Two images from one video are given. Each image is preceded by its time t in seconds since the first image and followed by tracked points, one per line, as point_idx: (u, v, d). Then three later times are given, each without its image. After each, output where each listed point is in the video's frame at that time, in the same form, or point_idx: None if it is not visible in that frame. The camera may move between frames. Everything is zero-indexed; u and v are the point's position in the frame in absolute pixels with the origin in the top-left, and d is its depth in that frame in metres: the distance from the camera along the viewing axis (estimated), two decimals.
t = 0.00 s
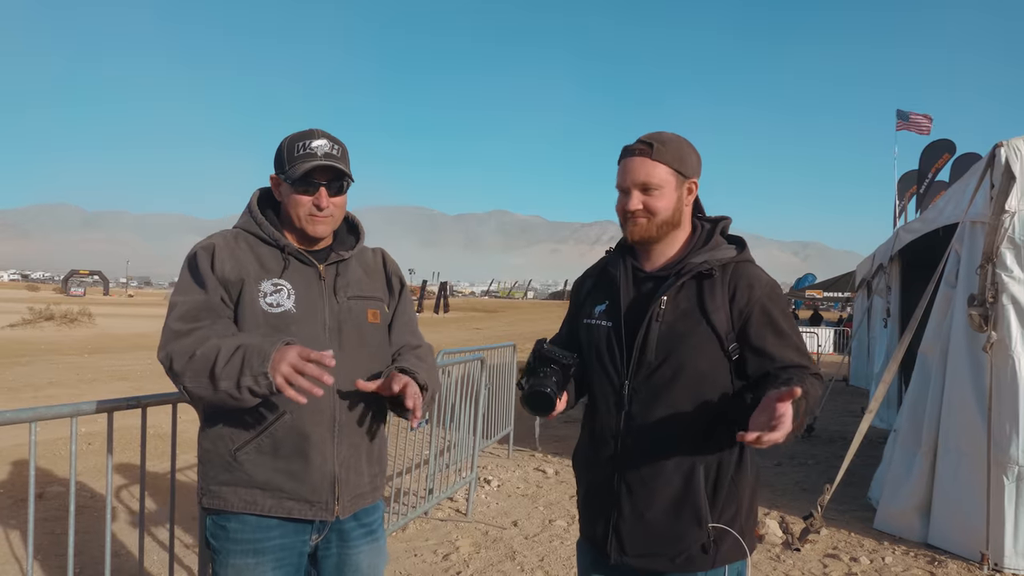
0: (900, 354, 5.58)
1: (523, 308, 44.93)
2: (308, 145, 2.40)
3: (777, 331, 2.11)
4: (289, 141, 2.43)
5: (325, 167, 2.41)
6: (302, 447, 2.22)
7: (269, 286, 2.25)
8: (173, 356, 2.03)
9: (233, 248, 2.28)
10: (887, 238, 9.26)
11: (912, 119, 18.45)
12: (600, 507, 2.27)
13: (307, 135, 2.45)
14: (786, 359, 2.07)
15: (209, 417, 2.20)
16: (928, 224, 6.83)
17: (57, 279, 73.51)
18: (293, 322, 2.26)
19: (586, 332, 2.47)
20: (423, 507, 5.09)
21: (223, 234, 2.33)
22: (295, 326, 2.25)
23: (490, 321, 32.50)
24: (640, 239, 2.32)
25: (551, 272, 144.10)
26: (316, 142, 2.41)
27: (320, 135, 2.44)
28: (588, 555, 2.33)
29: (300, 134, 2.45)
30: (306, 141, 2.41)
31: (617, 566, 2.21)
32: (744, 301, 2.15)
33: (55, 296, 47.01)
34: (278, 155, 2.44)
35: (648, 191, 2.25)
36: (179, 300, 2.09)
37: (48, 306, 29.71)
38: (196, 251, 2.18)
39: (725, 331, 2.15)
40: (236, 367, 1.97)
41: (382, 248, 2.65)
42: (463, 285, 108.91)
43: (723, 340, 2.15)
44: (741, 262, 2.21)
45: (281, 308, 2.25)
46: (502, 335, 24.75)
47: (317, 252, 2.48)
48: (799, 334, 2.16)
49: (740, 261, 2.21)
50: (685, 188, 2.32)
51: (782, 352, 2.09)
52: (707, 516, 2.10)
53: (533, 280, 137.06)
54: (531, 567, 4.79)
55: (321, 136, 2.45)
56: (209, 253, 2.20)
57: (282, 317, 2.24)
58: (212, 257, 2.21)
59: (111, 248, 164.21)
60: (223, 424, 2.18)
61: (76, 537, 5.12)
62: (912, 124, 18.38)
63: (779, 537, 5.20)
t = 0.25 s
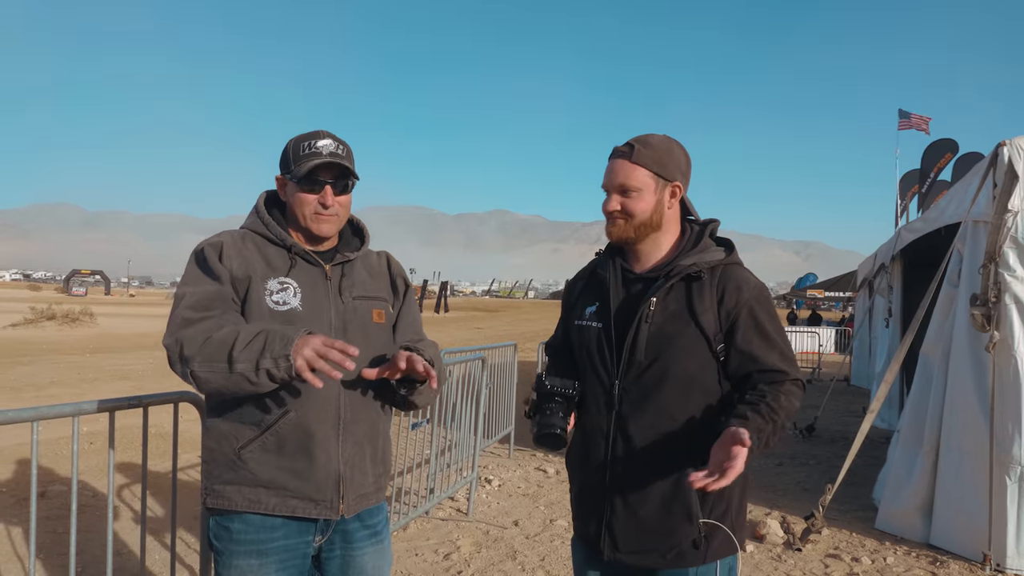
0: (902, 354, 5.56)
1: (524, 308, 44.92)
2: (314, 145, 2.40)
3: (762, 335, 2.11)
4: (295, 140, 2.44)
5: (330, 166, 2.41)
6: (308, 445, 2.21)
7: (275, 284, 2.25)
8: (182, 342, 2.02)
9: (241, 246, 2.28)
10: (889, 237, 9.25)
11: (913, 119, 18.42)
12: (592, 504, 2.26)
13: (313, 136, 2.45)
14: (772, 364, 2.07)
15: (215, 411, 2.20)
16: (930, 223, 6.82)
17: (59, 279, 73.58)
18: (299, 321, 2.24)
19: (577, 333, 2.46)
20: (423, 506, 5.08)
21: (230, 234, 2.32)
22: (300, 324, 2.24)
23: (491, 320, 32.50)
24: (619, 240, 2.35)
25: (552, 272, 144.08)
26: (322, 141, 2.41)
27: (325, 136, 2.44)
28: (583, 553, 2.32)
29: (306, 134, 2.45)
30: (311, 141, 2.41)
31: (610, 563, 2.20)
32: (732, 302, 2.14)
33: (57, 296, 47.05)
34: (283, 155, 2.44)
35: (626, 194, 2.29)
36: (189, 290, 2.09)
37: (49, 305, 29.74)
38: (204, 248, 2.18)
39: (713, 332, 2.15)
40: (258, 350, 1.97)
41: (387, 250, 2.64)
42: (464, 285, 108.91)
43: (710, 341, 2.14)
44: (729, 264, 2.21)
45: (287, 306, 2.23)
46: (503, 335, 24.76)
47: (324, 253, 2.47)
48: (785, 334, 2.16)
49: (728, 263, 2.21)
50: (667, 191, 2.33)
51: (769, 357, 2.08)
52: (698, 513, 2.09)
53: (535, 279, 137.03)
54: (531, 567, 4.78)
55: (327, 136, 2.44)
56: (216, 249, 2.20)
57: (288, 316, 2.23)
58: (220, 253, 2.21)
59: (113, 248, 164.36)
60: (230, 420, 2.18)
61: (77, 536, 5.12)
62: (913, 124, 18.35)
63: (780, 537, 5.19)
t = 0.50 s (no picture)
0: (904, 353, 5.54)
1: (525, 307, 44.89)
2: (341, 144, 2.35)
3: (757, 336, 2.09)
4: (321, 134, 2.38)
5: (355, 168, 2.38)
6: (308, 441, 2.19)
7: (285, 277, 2.22)
8: (227, 320, 2.05)
9: (252, 234, 2.24)
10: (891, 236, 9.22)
11: (915, 117, 18.36)
12: (587, 501, 2.25)
13: (341, 133, 2.40)
14: (765, 366, 2.06)
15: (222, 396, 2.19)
16: (932, 222, 6.79)
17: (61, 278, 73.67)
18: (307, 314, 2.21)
19: (573, 332, 2.45)
20: (424, 506, 5.06)
21: (239, 221, 2.29)
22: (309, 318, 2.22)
23: (493, 320, 32.50)
24: (613, 240, 2.34)
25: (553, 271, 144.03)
26: (349, 142, 2.36)
27: (354, 135, 2.40)
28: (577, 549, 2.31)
29: (333, 130, 2.40)
30: (338, 139, 2.36)
31: (603, 560, 2.19)
32: (727, 302, 2.12)
33: (59, 295, 47.09)
34: (306, 146, 2.39)
35: (623, 195, 2.27)
36: (225, 270, 2.12)
37: (50, 304, 29.76)
38: (222, 234, 2.19)
39: (708, 332, 2.13)
40: (318, 352, 2.03)
41: (393, 246, 2.63)
42: (465, 284, 108.88)
43: (705, 342, 2.13)
44: (724, 266, 2.18)
45: (296, 299, 2.21)
46: (504, 334, 24.74)
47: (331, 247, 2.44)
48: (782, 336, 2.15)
49: (723, 265, 2.18)
50: (664, 192, 2.31)
51: (763, 360, 2.07)
52: (691, 511, 2.07)
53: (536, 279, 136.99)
54: (533, 567, 4.76)
55: (354, 136, 2.40)
56: (243, 233, 2.22)
57: (298, 309, 2.20)
58: (241, 239, 2.21)
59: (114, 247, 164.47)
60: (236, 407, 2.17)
61: (78, 535, 5.11)
62: (916, 122, 18.28)
63: (782, 537, 5.17)
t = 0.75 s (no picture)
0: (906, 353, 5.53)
1: (526, 307, 44.89)
2: (355, 150, 2.34)
3: (759, 337, 2.08)
4: (336, 139, 2.37)
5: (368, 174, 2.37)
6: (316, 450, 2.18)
7: (294, 286, 2.24)
8: (235, 343, 2.04)
9: (265, 242, 2.25)
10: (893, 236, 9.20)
11: (917, 116, 18.33)
12: (587, 500, 2.25)
13: (357, 138, 2.39)
14: (767, 367, 2.06)
15: (224, 407, 2.19)
16: (934, 222, 6.78)
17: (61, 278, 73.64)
18: (315, 325, 2.23)
19: (575, 331, 2.45)
20: (425, 506, 5.06)
21: (252, 227, 2.29)
22: (316, 328, 2.23)
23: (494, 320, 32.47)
24: (616, 239, 2.34)
25: (554, 271, 144.00)
26: (364, 148, 2.35)
27: (370, 141, 2.39)
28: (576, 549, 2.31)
29: (348, 135, 2.38)
30: (353, 145, 2.35)
31: (603, 560, 2.19)
32: (730, 302, 2.11)
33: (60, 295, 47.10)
34: (321, 149, 2.38)
35: (626, 194, 2.27)
36: (233, 286, 2.09)
37: (52, 304, 29.80)
38: (233, 244, 2.16)
39: (710, 332, 2.12)
40: (320, 389, 2.01)
41: (404, 252, 2.62)
42: (466, 283, 108.89)
43: (707, 342, 2.12)
44: (727, 266, 2.17)
45: (305, 309, 2.23)
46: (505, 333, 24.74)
47: (341, 253, 2.45)
48: (784, 338, 2.14)
49: (727, 265, 2.18)
50: (668, 192, 2.31)
51: (765, 361, 2.07)
52: (692, 513, 2.07)
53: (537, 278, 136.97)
54: (534, 566, 4.76)
55: (369, 143, 2.38)
56: (250, 246, 2.19)
57: (305, 319, 2.22)
58: (250, 249, 2.19)
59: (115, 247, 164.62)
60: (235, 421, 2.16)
61: (80, 534, 5.12)
62: (918, 121, 18.25)
63: (784, 537, 5.17)
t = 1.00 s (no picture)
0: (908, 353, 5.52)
1: (527, 306, 44.90)
2: (352, 147, 2.34)
3: (767, 337, 2.08)
4: (333, 137, 2.38)
5: (366, 170, 2.37)
6: (318, 447, 2.18)
7: (296, 284, 2.24)
8: (236, 340, 2.04)
9: (265, 241, 2.26)
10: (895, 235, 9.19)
11: (918, 115, 18.30)
12: (592, 501, 2.24)
13: (353, 135, 2.39)
14: (775, 368, 2.06)
15: (229, 406, 2.20)
16: (936, 221, 6.77)
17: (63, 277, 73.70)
18: (316, 322, 2.23)
19: (581, 330, 2.45)
20: (427, 505, 5.06)
21: (253, 227, 2.31)
22: (318, 325, 2.23)
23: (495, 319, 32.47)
24: (622, 238, 2.34)
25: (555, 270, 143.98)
26: (361, 144, 2.35)
27: (367, 138, 2.39)
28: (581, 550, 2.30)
29: (345, 132, 2.39)
30: (350, 142, 2.35)
31: (607, 561, 2.18)
32: (738, 302, 2.11)
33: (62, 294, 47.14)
34: (319, 148, 2.39)
35: (633, 192, 2.27)
36: (234, 284, 2.09)
37: (53, 303, 29.83)
38: (234, 243, 2.17)
39: (718, 332, 2.12)
40: (319, 381, 2.00)
41: (407, 251, 2.62)
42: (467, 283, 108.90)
43: (715, 341, 2.12)
44: (736, 266, 2.17)
45: (306, 307, 2.23)
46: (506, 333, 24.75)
47: (343, 253, 2.44)
48: (793, 339, 2.13)
49: (736, 264, 2.18)
50: (676, 189, 2.30)
51: (773, 362, 2.07)
52: (698, 515, 2.07)
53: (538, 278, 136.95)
54: (535, 566, 4.76)
55: (366, 139, 2.39)
56: (251, 245, 2.20)
57: (306, 317, 2.22)
58: (251, 248, 2.20)
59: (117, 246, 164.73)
60: (238, 419, 2.17)
61: (81, 534, 5.12)
62: (919, 121, 18.22)
63: (785, 537, 5.17)
